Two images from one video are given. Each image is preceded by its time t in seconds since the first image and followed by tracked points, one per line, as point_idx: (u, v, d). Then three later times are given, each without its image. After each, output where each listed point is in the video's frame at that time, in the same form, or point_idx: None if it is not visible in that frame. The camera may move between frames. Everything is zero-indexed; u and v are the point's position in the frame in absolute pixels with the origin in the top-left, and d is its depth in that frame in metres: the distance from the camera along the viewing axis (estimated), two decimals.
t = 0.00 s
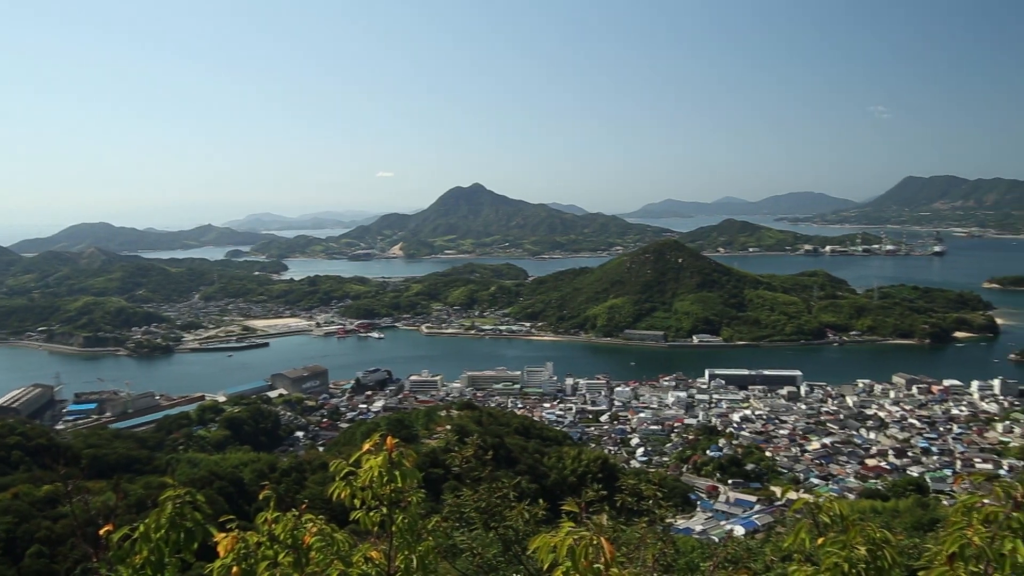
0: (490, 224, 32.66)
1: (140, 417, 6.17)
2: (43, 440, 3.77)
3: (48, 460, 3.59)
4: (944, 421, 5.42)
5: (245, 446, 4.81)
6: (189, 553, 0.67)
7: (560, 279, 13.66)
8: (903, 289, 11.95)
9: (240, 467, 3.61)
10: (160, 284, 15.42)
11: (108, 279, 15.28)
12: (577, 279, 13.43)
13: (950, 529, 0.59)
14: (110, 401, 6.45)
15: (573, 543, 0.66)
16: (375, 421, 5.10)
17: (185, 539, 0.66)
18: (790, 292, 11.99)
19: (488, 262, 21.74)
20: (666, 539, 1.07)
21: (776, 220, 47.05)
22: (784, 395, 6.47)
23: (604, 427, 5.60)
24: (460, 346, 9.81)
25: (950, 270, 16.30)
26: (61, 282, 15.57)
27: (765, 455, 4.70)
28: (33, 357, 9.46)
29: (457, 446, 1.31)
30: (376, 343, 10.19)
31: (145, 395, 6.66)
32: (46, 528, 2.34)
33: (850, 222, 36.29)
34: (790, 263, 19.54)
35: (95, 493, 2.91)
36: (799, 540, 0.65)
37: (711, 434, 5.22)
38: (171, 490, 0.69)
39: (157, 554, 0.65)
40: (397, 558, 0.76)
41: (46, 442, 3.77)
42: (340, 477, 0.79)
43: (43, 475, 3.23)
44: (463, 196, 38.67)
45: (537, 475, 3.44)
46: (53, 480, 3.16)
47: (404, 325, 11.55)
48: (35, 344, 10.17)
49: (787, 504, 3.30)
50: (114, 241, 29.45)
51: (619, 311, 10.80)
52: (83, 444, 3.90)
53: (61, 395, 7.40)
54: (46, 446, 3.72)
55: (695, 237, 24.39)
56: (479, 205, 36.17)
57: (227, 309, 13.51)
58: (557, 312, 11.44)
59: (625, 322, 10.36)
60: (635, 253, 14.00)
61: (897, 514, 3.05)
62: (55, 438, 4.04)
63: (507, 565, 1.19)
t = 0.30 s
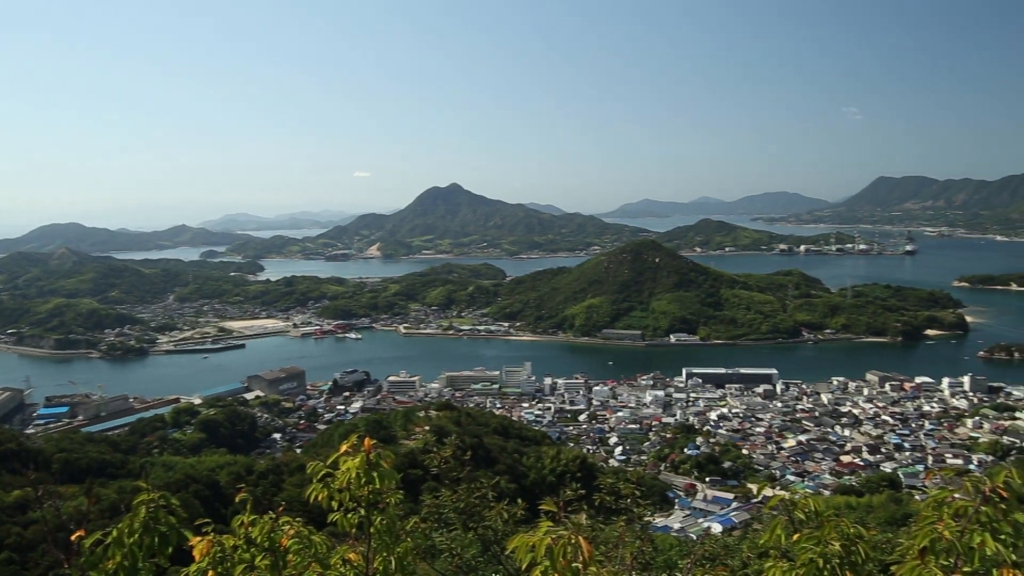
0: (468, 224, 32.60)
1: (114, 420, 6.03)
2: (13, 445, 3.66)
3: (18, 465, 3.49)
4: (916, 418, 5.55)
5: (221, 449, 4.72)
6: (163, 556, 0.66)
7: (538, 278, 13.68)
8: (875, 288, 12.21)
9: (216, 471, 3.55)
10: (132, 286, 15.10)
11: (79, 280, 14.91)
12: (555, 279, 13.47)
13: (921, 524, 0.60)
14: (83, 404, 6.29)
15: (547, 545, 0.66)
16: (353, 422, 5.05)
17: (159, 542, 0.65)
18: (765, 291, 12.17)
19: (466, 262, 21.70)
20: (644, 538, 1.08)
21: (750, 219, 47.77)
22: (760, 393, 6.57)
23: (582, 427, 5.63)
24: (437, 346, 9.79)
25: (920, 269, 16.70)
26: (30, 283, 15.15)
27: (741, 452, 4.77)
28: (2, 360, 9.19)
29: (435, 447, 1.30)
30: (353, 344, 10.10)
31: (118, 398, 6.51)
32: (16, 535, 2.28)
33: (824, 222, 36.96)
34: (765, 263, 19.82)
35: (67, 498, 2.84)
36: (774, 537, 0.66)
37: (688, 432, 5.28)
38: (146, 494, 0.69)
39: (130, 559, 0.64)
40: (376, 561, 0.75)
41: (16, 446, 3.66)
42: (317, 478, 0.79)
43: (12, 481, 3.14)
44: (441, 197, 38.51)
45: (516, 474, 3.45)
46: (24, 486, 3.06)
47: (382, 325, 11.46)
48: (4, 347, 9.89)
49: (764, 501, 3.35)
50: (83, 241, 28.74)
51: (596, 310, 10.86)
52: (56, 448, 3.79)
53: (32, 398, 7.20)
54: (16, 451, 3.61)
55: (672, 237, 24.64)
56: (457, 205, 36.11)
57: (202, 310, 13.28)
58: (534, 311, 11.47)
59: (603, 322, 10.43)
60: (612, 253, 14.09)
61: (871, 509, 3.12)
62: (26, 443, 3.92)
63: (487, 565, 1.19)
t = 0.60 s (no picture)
0: (441, 224, 32.47)
1: (80, 424, 5.85)
2: None
3: None
4: (883, 414, 5.70)
5: (192, 452, 4.61)
6: (132, 563, 0.64)
7: (512, 278, 13.69)
8: (843, 286, 12.49)
9: (186, 474, 3.46)
10: (97, 287, 14.67)
11: (40, 281, 14.42)
12: (529, 279, 13.50)
13: (887, 517, 0.62)
14: (47, 408, 6.08)
15: (523, 544, 0.66)
16: (327, 424, 4.98)
17: (127, 549, 0.64)
18: (737, 291, 12.36)
19: (439, 263, 21.60)
20: (618, 536, 1.08)
21: (720, 220, 48.49)
22: (732, 391, 6.68)
23: (556, 426, 5.64)
24: (411, 347, 9.72)
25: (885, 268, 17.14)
26: None
27: (714, 449, 4.84)
28: None
29: (409, 447, 1.29)
30: (325, 345, 9.97)
31: (84, 401, 6.32)
32: None
33: (792, 222, 37.71)
34: (735, 262, 20.17)
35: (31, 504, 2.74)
36: (746, 533, 0.67)
37: (662, 430, 5.33)
38: (112, 499, 0.66)
39: (97, 566, 0.62)
40: (349, 562, 0.74)
41: None
42: (289, 481, 0.77)
43: None
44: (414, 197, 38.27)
45: (491, 475, 3.44)
46: None
47: (355, 326, 11.33)
48: None
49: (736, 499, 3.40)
50: (44, 241, 27.83)
51: (570, 310, 10.91)
52: (18, 453, 3.66)
53: None
54: None
55: (645, 237, 24.88)
56: (430, 205, 35.93)
57: (171, 312, 12.97)
58: (508, 311, 11.46)
59: (577, 321, 10.48)
60: (586, 252, 14.17)
61: (841, 505, 3.19)
62: None
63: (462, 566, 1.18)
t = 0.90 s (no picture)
0: (413, 224, 32.27)
1: (43, 429, 5.65)
2: None
3: None
4: (850, 410, 5.85)
5: (160, 456, 4.49)
6: (97, 571, 0.62)
7: (484, 278, 13.68)
8: (811, 285, 12.77)
9: (154, 478, 3.36)
10: (59, 288, 14.20)
11: None
12: (501, 279, 13.50)
13: (854, 511, 0.63)
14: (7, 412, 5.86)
15: (497, 544, 0.65)
16: (298, 426, 4.90)
17: (91, 556, 0.61)
18: (707, 289, 12.55)
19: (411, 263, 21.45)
20: (590, 535, 1.09)
21: (691, 220, 49.12)
22: (703, 389, 6.77)
23: (528, 426, 5.65)
24: (383, 347, 9.63)
25: (850, 267, 17.57)
26: None
27: (685, 447, 4.90)
28: None
29: (380, 448, 1.27)
30: (296, 346, 9.81)
31: (47, 405, 6.10)
32: None
33: (760, 222, 38.45)
34: (705, 262, 20.49)
35: None
36: (716, 530, 0.68)
37: (633, 429, 5.38)
38: (76, 505, 0.64)
39: None
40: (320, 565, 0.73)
41: None
42: (259, 484, 0.76)
43: None
44: (386, 197, 37.93)
45: (464, 475, 3.42)
46: None
47: (327, 327, 11.17)
48: None
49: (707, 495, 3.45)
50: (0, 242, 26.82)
51: (542, 310, 10.95)
52: None
53: None
54: None
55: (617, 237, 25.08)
56: (401, 205, 35.66)
57: (137, 314, 12.63)
58: (480, 312, 11.44)
59: (550, 321, 10.51)
60: (558, 252, 14.23)
61: (809, 499, 3.27)
62: None
63: (436, 567, 1.18)
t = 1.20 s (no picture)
0: (385, 224, 32.02)
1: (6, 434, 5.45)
2: None
3: None
4: (820, 407, 5.98)
5: (129, 461, 4.36)
6: None
7: (458, 278, 13.63)
8: (781, 284, 13.02)
9: (123, 483, 3.26)
10: (21, 290, 13.73)
11: None
12: (474, 279, 13.47)
13: (824, 507, 0.64)
14: None
15: (469, 544, 0.65)
16: (271, 428, 4.81)
17: (56, 565, 0.59)
18: (679, 289, 12.71)
19: (384, 263, 21.27)
20: (565, 534, 1.10)
21: (662, 220, 49.74)
22: (675, 387, 6.86)
23: (502, 426, 5.64)
24: (355, 348, 9.53)
25: (818, 266, 17.96)
26: None
27: (658, 445, 4.96)
28: None
29: (353, 449, 1.26)
30: (267, 348, 9.65)
31: (10, 410, 5.89)
32: None
33: (730, 222, 39.10)
34: (676, 261, 20.75)
35: None
36: (689, 526, 0.69)
37: (607, 428, 5.42)
38: (39, 513, 0.62)
39: None
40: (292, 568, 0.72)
41: None
42: (229, 489, 0.74)
43: None
44: (358, 198, 37.55)
45: (438, 476, 3.40)
46: None
47: (299, 328, 11.01)
48: None
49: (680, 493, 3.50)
50: None
51: (516, 310, 10.96)
52: None
53: None
54: None
55: (590, 237, 25.23)
56: (374, 205, 35.37)
57: (104, 316, 12.28)
58: (454, 312, 11.40)
59: (523, 320, 10.53)
60: (531, 252, 14.25)
61: (780, 496, 3.34)
62: None
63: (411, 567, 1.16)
